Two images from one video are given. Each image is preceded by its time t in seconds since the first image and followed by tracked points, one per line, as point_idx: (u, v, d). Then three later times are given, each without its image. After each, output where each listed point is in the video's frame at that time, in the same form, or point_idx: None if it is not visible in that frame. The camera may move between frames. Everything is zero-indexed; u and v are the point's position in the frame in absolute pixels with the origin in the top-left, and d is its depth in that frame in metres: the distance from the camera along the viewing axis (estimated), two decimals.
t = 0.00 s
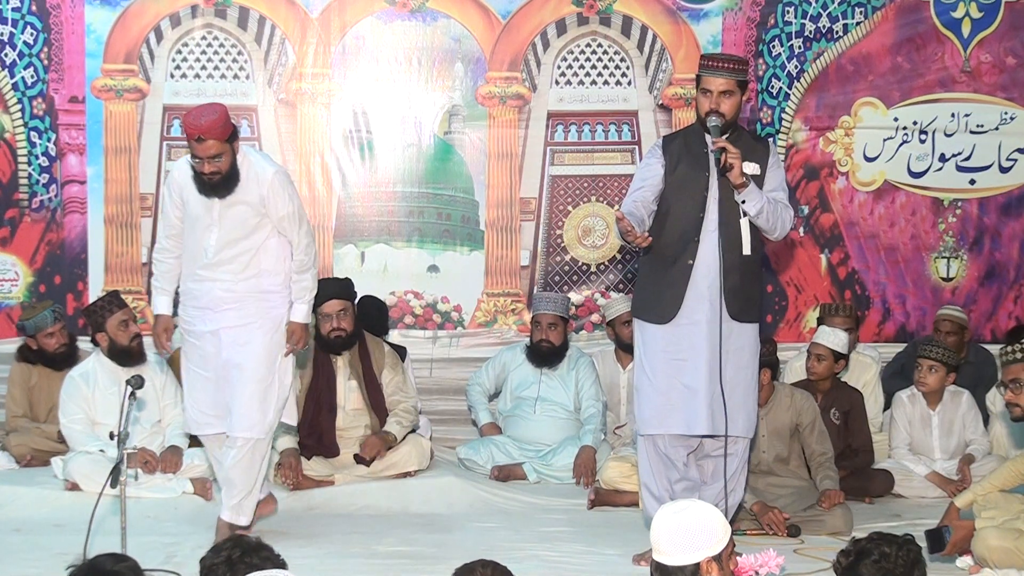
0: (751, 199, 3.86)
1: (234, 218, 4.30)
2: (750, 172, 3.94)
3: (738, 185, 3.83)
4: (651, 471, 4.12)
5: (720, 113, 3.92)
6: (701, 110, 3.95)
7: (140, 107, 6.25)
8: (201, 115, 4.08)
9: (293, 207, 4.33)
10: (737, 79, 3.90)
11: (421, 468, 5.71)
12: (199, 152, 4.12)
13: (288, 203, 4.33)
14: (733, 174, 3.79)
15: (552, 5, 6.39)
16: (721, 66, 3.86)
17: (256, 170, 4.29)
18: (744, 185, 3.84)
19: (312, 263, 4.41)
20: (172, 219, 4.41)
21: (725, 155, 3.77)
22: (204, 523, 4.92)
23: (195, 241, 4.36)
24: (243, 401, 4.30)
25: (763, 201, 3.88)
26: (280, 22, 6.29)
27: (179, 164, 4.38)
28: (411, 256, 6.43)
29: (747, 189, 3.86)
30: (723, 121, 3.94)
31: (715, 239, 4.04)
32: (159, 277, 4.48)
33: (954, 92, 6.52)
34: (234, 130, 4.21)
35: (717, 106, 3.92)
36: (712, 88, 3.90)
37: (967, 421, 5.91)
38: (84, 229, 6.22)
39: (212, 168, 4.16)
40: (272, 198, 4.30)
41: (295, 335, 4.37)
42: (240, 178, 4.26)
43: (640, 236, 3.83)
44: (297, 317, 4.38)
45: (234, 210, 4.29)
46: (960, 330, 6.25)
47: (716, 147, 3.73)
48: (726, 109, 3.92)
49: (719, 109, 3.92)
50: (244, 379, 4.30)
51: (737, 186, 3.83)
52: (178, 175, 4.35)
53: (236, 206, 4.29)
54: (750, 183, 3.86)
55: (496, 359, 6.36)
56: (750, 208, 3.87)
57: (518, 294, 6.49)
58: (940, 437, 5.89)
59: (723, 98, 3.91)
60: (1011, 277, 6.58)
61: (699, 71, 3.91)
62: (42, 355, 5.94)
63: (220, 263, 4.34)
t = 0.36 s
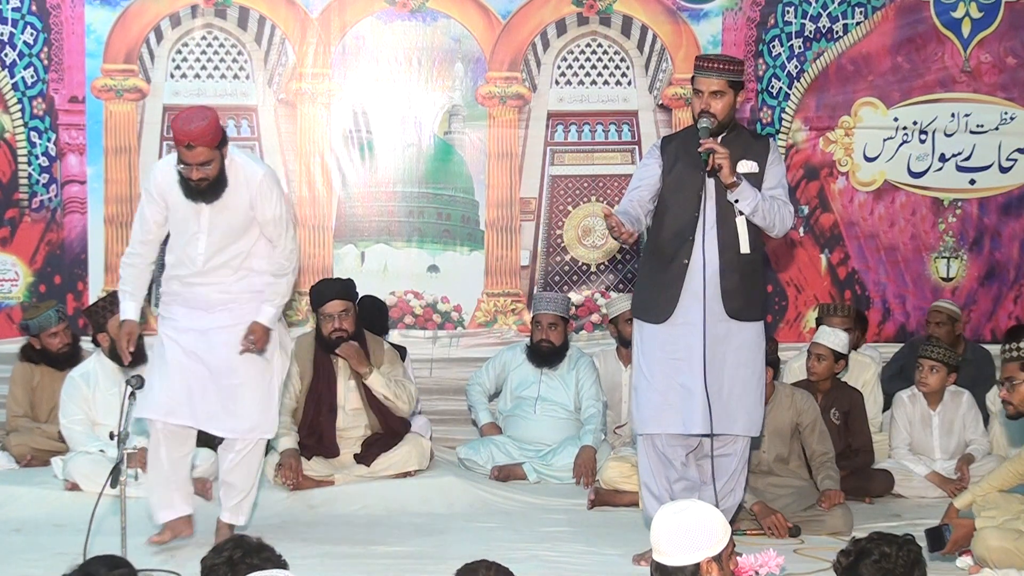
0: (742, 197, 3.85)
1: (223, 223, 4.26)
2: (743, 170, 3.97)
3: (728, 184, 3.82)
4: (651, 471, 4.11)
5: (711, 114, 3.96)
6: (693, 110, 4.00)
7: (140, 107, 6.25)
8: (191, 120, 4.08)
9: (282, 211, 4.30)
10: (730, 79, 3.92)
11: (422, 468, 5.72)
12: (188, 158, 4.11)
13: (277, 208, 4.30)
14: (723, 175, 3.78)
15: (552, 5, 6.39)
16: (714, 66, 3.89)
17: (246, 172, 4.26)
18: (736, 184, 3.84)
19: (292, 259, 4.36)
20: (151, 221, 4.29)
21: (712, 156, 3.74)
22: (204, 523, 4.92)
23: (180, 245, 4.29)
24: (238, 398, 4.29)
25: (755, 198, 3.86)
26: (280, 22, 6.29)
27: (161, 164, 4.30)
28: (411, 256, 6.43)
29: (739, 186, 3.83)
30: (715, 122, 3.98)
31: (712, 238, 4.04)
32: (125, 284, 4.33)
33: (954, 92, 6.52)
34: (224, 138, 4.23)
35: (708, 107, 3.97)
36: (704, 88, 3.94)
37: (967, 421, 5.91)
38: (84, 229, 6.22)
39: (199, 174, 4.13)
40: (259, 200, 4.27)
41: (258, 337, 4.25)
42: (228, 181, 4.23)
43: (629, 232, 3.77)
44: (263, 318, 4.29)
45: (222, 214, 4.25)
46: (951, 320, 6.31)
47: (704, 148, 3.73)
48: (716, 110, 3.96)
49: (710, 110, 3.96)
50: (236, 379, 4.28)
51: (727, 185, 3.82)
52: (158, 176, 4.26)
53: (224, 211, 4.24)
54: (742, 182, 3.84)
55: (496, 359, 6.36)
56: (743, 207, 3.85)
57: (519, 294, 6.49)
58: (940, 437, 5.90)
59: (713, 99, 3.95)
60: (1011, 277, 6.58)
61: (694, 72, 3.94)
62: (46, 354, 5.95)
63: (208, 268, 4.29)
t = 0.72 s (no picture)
0: (730, 190, 3.83)
1: (193, 247, 4.09)
2: (734, 168, 3.99)
3: (717, 183, 3.81)
4: (650, 470, 4.12)
5: (702, 113, 3.98)
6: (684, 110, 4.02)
7: (140, 107, 6.25)
8: (156, 152, 3.88)
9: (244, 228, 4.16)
10: (720, 79, 3.93)
11: (421, 468, 5.73)
12: (156, 193, 3.94)
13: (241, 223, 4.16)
14: (710, 173, 3.78)
15: (552, 5, 6.39)
16: (705, 66, 3.90)
17: (212, 188, 4.09)
18: (724, 182, 3.82)
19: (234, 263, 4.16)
20: (123, 255, 4.08)
21: (699, 156, 3.75)
22: (204, 523, 4.92)
23: (158, 276, 4.12)
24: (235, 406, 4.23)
25: (745, 194, 3.84)
26: (280, 22, 6.29)
27: (120, 191, 4.09)
28: (411, 256, 6.43)
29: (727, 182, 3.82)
30: (706, 121, 3.99)
31: (704, 238, 4.03)
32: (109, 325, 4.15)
33: (953, 92, 6.52)
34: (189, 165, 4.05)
35: (699, 106, 3.98)
36: (694, 88, 3.96)
37: (967, 421, 5.91)
38: (84, 229, 6.21)
39: (167, 204, 3.96)
40: (229, 218, 4.13)
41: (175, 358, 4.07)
42: (196, 206, 4.06)
43: (612, 217, 3.81)
44: (183, 334, 4.07)
45: (194, 240, 4.08)
46: (945, 315, 6.29)
47: (690, 147, 3.74)
48: (707, 109, 3.97)
49: (700, 109, 3.98)
50: (231, 384, 4.23)
51: (715, 183, 3.82)
52: (121, 207, 4.04)
53: (194, 236, 4.08)
54: (731, 180, 3.83)
55: (495, 359, 6.36)
56: (732, 204, 3.84)
57: (518, 294, 6.49)
58: (940, 437, 5.90)
59: (704, 98, 3.96)
60: (1011, 277, 6.58)
61: (686, 72, 3.95)
62: (46, 354, 5.95)
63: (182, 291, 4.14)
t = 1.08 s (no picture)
0: (713, 186, 3.82)
1: (179, 270, 4.08)
2: (720, 165, 4.00)
3: (701, 181, 3.80)
4: (647, 471, 4.13)
5: (683, 114, 3.96)
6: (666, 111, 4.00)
7: (140, 107, 6.25)
8: (138, 192, 3.80)
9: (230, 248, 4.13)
10: (701, 78, 3.90)
11: (422, 468, 5.73)
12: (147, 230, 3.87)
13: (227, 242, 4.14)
14: (694, 172, 3.77)
15: (552, 5, 6.39)
16: (684, 66, 3.87)
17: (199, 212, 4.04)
18: (709, 180, 3.82)
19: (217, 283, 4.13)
20: (112, 278, 4.04)
21: (680, 156, 3.75)
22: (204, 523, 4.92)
23: (151, 294, 4.11)
24: (233, 404, 4.25)
25: (729, 189, 3.84)
26: (280, 22, 6.29)
27: (103, 212, 4.02)
28: (411, 256, 6.44)
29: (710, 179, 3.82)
30: (687, 121, 3.97)
31: (692, 238, 4.04)
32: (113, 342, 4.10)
33: (953, 92, 6.52)
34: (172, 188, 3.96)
35: (680, 107, 3.96)
36: (674, 88, 3.93)
37: (967, 421, 5.91)
38: (84, 229, 6.21)
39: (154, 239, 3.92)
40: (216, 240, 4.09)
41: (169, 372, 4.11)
42: (182, 233, 4.01)
43: (591, 211, 3.82)
44: (172, 353, 4.12)
45: (180, 263, 4.06)
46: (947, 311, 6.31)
47: (671, 147, 3.73)
48: (689, 109, 3.96)
49: (682, 110, 3.95)
50: (226, 384, 4.24)
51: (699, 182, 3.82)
52: (103, 233, 3.97)
53: (181, 261, 4.05)
54: (714, 177, 3.83)
55: (495, 359, 6.36)
56: (717, 202, 3.84)
57: (518, 294, 6.49)
58: (940, 436, 5.90)
59: (685, 98, 3.94)
60: (1011, 277, 6.58)
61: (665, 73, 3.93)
62: (45, 354, 5.95)
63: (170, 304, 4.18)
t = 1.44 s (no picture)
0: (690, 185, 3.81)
1: (198, 290, 4.05)
2: (694, 165, 3.98)
3: (679, 184, 3.80)
4: (644, 473, 4.15)
5: (656, 116, 3.96)
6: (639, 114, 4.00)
7: (140, 107, 6.25)
8: (154, 221, 3.77)
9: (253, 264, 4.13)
10: (671, 79, 3.91)
11: (421, 468, 5.73)
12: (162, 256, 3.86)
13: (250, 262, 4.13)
14: (671, 175, 3.76)
15: (552, 5, 6.39)
16: (653, 68, 3.87)
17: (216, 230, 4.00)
18: (686, 182, 3.82)
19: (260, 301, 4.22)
20: (127, 293, 4.04)
21: (657, 160, 3.74)
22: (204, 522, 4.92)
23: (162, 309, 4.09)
24: (229, 406, 4.25)
25: (708, 188, 3.83)
26: (280, 22, 6.29)
27: (118, 228, 3.99)
28: (411, 256, 6.44)
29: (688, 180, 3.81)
30: (662, 124, 3.97)
31: (676, 240, 4.03)
32: (125, 357, 4.10)
33: (953, 92, 6.52)
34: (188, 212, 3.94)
35: (653, 109, 3.96)
36: (645, 91, 3.94)
37: (966, 421, 5.91)
38: (84, 228, 6.21)
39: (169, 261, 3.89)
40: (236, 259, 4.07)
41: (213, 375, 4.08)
42: (200, 253, 3.97)
43: (565, 218, 3.90)
44: (222, 353, 4.13)
45: (199, 283, 4.03)
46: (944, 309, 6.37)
47: (647, 152, 3.73)
48: (661, 111, 3.96)
49: (654, 113, 3.96)
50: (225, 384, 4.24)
51: (677, 185, 3.81)
52: (120, 251, 3.95)
53: (199, 281, 4.02)
54: (693, 179, 3.82)
55: (495, 360, 6.36)
56: (697, 202, 3.83)
57: (518, 294, 6.49)
58: (939, 436, 5.90)
59: (657, 101, 3.95)
60: (1011, 277, 6.58)
61: (635, 76, 3.93)
62: (45, 354, 5.94)
63: (191, 324, 4.18)
